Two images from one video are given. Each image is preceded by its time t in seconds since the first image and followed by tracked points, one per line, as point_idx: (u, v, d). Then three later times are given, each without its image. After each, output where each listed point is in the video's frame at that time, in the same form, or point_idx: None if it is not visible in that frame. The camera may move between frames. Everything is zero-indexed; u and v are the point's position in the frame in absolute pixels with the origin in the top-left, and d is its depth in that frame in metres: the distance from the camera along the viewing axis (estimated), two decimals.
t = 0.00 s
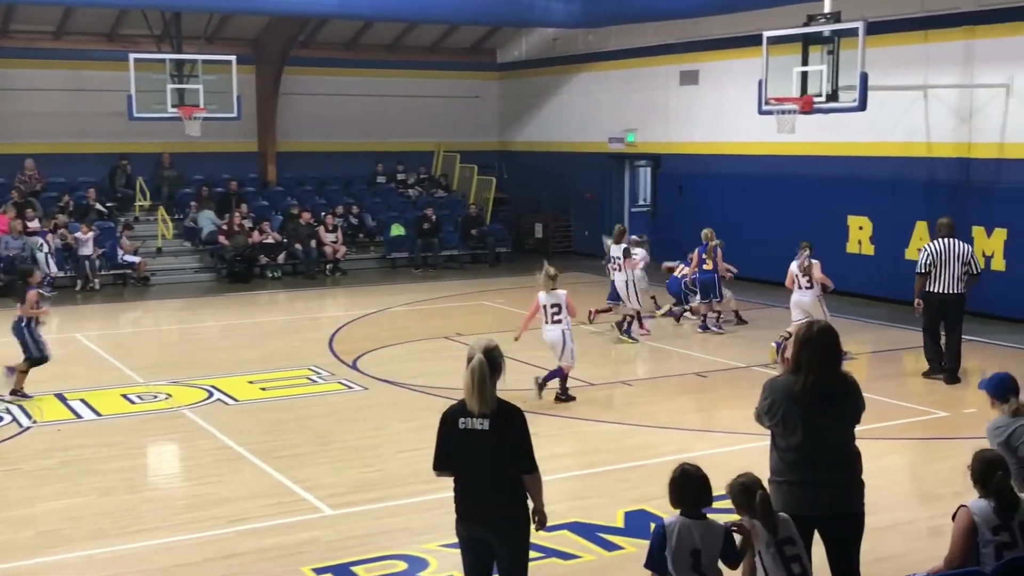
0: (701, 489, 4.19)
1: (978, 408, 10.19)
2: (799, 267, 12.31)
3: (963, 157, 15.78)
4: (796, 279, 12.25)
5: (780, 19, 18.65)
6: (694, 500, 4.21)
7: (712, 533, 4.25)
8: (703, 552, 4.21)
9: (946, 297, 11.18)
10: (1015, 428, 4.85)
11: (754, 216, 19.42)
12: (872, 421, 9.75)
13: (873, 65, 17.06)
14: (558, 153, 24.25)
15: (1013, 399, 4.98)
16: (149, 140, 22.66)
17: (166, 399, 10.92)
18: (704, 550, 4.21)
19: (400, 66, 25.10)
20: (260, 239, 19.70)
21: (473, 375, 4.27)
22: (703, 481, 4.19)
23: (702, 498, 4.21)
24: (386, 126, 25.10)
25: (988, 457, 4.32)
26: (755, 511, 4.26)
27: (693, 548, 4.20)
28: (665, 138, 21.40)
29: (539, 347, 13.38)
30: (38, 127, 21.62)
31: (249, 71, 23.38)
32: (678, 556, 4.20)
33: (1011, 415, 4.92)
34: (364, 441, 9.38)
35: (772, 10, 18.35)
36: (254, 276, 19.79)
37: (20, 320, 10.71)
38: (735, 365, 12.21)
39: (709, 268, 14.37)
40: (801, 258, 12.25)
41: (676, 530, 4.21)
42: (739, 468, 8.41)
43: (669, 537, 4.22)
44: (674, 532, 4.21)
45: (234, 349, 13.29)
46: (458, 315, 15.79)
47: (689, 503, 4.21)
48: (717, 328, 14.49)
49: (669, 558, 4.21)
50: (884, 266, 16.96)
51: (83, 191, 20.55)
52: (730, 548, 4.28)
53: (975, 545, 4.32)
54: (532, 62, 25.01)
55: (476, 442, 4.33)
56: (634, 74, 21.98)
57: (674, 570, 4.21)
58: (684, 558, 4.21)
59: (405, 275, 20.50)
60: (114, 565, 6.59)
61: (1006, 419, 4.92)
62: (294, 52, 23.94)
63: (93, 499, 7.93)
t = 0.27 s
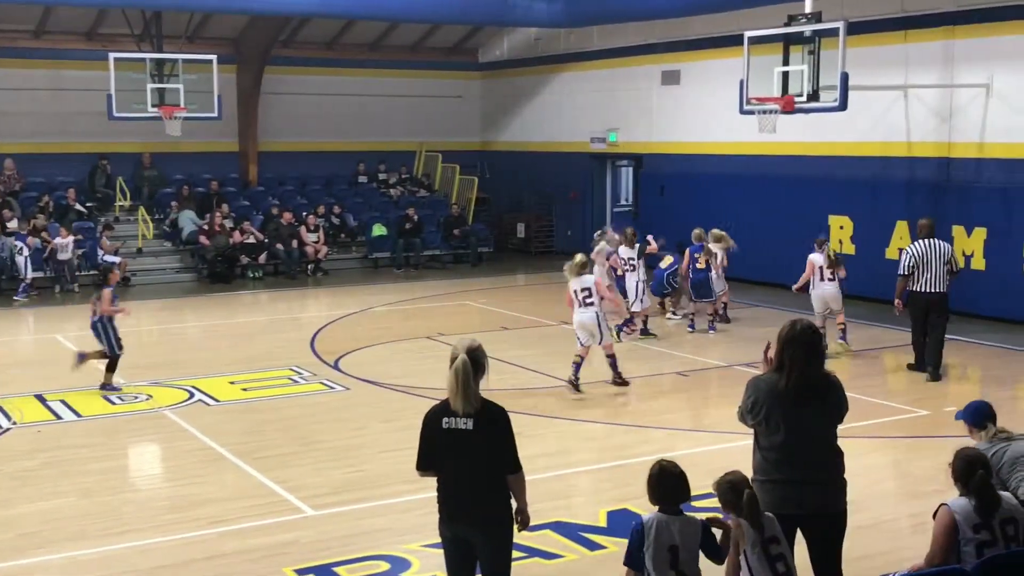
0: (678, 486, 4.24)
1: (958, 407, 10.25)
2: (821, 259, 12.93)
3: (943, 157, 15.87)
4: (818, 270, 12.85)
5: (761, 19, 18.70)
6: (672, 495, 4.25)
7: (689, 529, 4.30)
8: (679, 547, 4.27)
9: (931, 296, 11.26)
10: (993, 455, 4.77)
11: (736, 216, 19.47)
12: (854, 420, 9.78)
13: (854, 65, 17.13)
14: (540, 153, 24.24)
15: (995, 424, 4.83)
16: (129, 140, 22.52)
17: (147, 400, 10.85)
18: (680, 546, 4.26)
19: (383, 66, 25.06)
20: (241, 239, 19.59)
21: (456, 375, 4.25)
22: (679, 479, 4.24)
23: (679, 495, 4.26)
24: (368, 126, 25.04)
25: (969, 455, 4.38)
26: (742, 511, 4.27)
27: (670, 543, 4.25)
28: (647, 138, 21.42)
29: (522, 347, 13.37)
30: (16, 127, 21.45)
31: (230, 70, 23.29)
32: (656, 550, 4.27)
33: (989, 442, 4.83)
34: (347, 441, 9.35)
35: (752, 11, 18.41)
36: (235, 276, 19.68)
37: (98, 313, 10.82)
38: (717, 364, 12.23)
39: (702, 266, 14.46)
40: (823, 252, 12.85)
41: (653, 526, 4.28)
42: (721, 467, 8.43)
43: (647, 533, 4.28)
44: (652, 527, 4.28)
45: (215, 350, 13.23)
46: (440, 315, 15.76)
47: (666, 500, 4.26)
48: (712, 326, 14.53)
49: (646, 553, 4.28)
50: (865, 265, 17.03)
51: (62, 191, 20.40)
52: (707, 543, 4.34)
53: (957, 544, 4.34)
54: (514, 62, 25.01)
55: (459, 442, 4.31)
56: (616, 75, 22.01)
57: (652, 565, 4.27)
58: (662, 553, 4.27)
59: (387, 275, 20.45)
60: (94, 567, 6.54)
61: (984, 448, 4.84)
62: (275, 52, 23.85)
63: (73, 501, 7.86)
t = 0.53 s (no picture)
0: (647, 486, 4.23)
1: (944, 406, 10.29)
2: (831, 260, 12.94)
3: (929, 156, 15.92)
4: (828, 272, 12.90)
5: (748, 20, 18.74)
6: (644, 496, 4.25)
7: (657, 530, 4.29)
8: (645, 545, 4.26)
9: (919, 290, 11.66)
10: (989, 425, 4.76)
11: (723, 216, 19.50)
12: (840, 420, 9.81)
13: (841, 65, 17.18)
14: (527, 153, 24.25)
15: (992, 387, 4.79)
16: (115, 140, 22.43)
17: (133, 401, 10.80)
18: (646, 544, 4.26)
19: (370, 65, 25.02)
20: (228, 240, 19.54)
21: (444, 375, 4.24)
22: (648, 480, 4.24)
23: (647, 497, 4.25)
24: (355, 126, 25.01)
25: (957, 455, 4.42)
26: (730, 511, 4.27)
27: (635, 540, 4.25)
28: (635, 138, 21.45)
29: (509, 347, 13.37)
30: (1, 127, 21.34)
31: (217, 70, 23.23)
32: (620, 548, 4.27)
33: (984, 408, 4.79)
34: (334, 442, 9.33)
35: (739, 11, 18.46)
36: (222, 277, 19.62)
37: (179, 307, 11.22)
38: (705, 364, 12.25)
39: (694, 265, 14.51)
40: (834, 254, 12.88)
41: (620, 523, 4.28)
42: (709, 467, 8.43)
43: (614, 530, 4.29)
44: (619, 525, 4.28)
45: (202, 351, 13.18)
46: (428, 315, 15.74)
47: (634, 500, 4.26)
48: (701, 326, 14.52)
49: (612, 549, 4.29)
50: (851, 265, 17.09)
51: (48, 191, 20.31)
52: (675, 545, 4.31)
53: (943, 543, 4.35)
54: (502, 62, 25.01)
55: (447, 442, 4.30)
56: (603, 75, 22.03)
57: (616, 562, 4.28)
58: (627, 550, 4.27)
59: (375, 276, 20.42)
60: (79, 569, 6.50)
61: (979, 414, 4.80)
62: (262, 51, 23.80)
63: (58, 502, 7.82)
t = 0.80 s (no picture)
0: (626, 485, 4.22)
1: (935, 406, 10.31)
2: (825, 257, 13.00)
3: (920, 156, 15.96)
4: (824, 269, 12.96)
5: (739, 20, 18.77)
6: (623, 493, 4.23)
7: (638, 526, 4.27)
8: (629, 541, 4.25)
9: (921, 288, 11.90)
10: (990, 391, 4.87)
11: (714, 216, 19.51)
12: (831, 419, 9.82)
13: (831, 65, 17.21)
14: (518, 153, 24.26)
15: (1002, 354, 4.88)
16: (105, 140, 22.36)
17: (124, 402, 10.77)
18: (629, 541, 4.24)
19: (361, 65, 25.00)
20: (219, 240, 19.50)
21: (435, 376, 4.24)
22: (627, 479, 4.21)
23: (626, 495, 4.24)
24: (346, 126, 24.98)
25: (947, 455, 4.40)
26: (719, 511, 4.27)
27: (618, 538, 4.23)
28: (626, 138, 21.46)
29: (501, 348, 13.36)
30: None
31: (207, 70, 23.18)
32: (603, 545, 4.25)
33: (992, 372, 4.88)
34: (325, 442, 9.31)
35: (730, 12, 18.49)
36: (213, 278, 19.57)
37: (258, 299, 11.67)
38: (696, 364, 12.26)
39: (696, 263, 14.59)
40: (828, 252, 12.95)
41: (601, 522, 4.26)
42: (700, 466, 8.44)
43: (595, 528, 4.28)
44: (599, 523, 4.26)
45: (192, 352, 13.14)
46: (419, 316, 15.73)
47: (614, 499, 4.24)
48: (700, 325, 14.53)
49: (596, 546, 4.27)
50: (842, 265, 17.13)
51: (38, 192, 20.24)
52: (657, 540, 4.30)
53: (933, 543, 4.36)
54: (493, 62, 25.00)
55: (438, 443, 4.30)
56: (595, 76, 22.04)
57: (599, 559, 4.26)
58: (611, 547, 4.25)
59: (367, 276, 20.40)
60: (70, 570, 6.47)
61: (986, 377, 4.89)
62: (253, 52, 23.77)
63: (49, 504, 7.79)
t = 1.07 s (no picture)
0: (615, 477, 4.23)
1: (928, 406, 10.33)
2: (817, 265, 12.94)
3: (912, 157, 15.99)
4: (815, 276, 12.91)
5: (732, 21, 18.79)
6: (610, 485, 4.24)
7: (626, 519, 4.29)
8: (616, 534, 4.26)
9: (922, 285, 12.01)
10: (983, 392, 4.87)
11: (707, 217, 19.52)
12: (824, 420, 9.83)
13: (824, 66, 17.24)
14: (512, 154, 24.26)
15: (998, 356, 4.87)
16: (98, 141, 22.31)
17: (117, 404, 10.75)
18: (616, 534, 4.25)
19: (354, 66, 24.99)
20: (212, 241, 19.47)
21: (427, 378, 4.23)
22: (614, 471, 4.23)
23: (615, 486, 4.25)
24: (338, 127, 24.95)
25: (942, 456, 4.38)
26: (713, 510, 4.27)
27: (606, 530, 4.24)
28: (620, 139, 21.46)
29: (493, 349, 13.35)
30: None
31: (200, 71, 23.16)
32: (590, 538, 4.26)
33: (987, 373, 4.87)
34: (318, 443, 9.30)
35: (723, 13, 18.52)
36: (206, 278, 19.54)
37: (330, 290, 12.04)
38: (690, 365, 12.27)
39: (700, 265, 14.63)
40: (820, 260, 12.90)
41: (589, 513, 4.27)
42: (693, 467, 8.44)
43: (583, 519, 4.29)
44: (587, 515, 4.28)
45: (185, 353, 13.12)
46: (412, 316, 15.72)
47: (603, 490, 4.25)
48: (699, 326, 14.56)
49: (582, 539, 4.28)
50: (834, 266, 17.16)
51: (30, 193, 20.20)
52: (643, 535, 4.32)
53: (926, 543, 4.38)
54: (486, 63, 25.00)
55: (431, 444, 4.30)
56: (589, 75, 22.03)
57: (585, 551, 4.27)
58: (598, 540, 4.26)
59: (361, 277, 20.38)
60: (62, 572, 6.46)
61: (981, 377, 4.88)
62: (246, 52, 23.73)
63: (42, 505, 7.77)
